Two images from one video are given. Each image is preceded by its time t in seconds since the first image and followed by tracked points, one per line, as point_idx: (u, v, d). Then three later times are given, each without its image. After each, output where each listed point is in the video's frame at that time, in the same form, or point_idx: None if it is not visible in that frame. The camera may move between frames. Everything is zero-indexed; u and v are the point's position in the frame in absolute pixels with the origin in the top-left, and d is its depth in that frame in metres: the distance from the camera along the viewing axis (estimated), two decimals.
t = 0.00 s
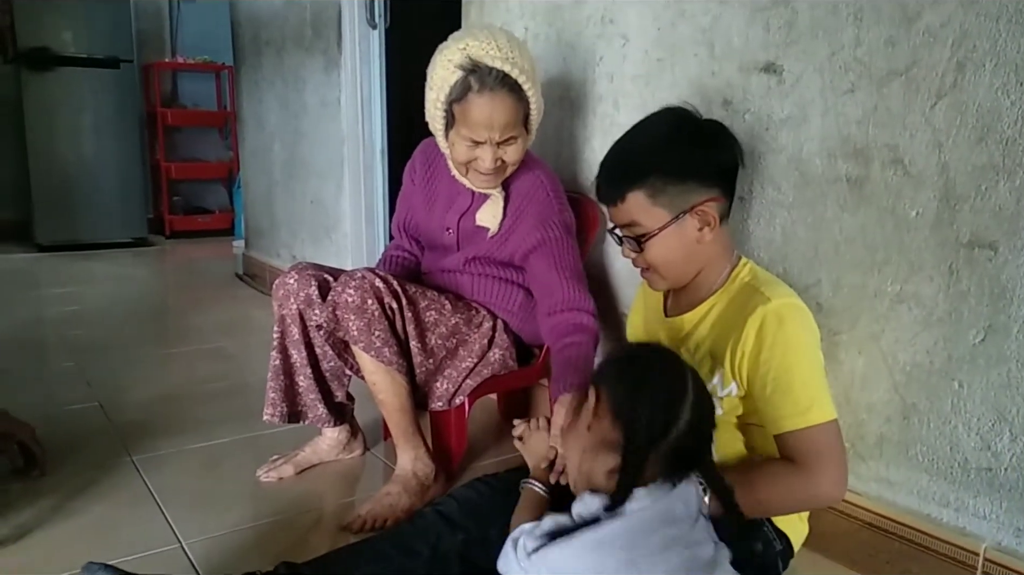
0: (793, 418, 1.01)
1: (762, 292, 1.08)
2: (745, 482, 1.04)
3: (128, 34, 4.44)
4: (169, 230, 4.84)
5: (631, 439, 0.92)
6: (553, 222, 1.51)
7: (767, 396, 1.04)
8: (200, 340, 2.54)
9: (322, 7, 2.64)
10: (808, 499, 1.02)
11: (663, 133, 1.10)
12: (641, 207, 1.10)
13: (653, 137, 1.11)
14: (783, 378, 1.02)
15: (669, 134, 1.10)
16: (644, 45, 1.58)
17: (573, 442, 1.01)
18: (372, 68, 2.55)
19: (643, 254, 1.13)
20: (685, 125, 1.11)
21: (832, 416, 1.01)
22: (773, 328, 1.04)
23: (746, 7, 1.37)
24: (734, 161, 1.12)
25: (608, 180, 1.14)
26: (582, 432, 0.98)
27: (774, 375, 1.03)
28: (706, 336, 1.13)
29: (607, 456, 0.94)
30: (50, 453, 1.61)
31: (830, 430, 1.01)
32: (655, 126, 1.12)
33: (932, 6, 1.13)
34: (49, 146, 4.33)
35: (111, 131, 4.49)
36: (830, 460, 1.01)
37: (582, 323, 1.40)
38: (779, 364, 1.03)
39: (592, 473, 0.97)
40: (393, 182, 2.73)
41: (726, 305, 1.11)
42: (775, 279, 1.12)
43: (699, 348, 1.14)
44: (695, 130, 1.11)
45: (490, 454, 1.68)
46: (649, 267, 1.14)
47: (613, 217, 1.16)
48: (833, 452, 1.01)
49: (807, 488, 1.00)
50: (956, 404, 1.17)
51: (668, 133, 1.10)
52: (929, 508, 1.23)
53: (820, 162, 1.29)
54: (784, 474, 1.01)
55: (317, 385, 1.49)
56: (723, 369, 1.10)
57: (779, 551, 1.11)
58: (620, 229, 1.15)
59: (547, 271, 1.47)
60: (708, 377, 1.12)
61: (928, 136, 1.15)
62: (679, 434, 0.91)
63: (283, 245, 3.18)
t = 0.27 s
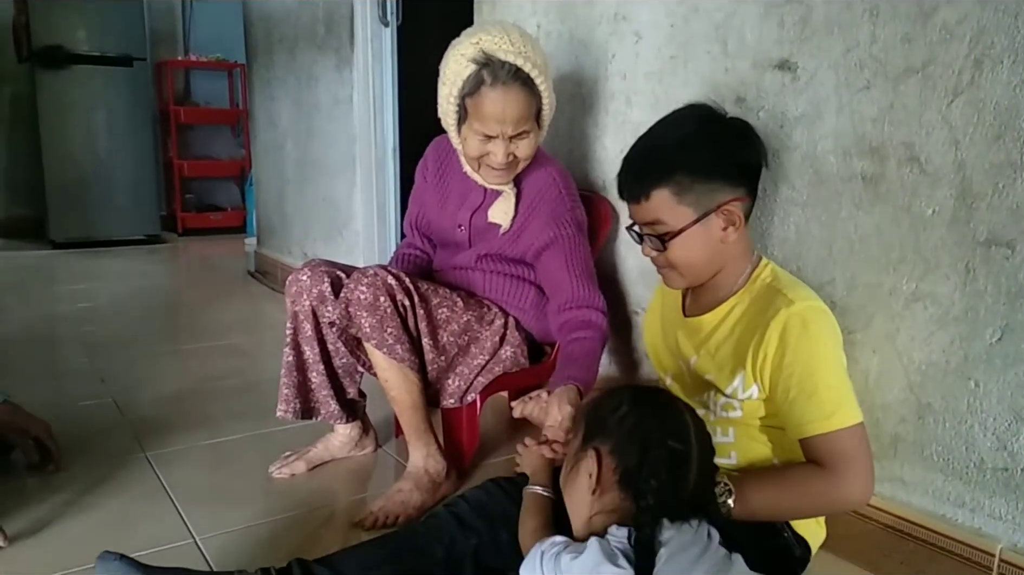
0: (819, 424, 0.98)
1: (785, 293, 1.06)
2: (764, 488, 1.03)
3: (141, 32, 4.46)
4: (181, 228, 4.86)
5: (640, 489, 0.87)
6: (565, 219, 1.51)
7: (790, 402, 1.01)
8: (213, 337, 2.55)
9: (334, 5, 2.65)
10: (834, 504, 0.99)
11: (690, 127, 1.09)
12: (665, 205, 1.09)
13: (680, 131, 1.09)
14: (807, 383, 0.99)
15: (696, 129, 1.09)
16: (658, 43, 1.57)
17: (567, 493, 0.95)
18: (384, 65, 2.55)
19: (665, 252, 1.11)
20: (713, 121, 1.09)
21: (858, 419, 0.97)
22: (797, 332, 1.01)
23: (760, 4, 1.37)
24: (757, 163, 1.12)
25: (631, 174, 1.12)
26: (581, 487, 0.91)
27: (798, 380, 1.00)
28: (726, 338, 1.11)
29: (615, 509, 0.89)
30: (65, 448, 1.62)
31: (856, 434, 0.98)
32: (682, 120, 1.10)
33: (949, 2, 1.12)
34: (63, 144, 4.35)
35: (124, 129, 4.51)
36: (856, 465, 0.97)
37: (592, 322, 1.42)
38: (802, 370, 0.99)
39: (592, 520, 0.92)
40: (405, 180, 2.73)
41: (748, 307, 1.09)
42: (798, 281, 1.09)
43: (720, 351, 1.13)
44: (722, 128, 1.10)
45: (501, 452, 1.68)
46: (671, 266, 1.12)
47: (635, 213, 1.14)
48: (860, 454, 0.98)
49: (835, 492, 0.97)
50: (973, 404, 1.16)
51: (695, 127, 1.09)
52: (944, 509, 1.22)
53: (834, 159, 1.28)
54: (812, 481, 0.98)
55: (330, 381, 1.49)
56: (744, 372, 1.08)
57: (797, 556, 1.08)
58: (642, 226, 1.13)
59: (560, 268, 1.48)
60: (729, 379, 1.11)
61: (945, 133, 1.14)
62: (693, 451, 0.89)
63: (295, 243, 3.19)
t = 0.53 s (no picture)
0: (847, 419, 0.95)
1: (797, 296, 1.06)
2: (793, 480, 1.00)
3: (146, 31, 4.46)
4: (186, 227, 4.87)
5: (639, 508, 0.88)
6: (568, 218, 1.51)
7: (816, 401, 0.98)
8: (217, 337, 2.55)
9: (338, 5, 2.65)
10: (871, 499, 0.94)
11: (694, 130, 1.08)
12: (665, 212, 1.08)
13: (682, 134, 1.08)
14: (830, 380, 0.97)
15: (699, 132, 1.08)
16: (662, 42, 1.57)
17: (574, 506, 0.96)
18: (388, 65, 2.55)
19: (666, 258, 1.11)
20: (716, 124, 1.08)
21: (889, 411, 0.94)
22: (814, 332, 1.00)
23: (765, 3, 1.36)
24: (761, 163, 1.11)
25: (631, 178, 1.11)
26: (584, 499, 0.93)
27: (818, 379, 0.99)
28: (737, 342, 1.11)
29: (615, 522, 0.90)
30: (70, 447, 1.63)
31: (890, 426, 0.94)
32: (684, 123, 1.09)
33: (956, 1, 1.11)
34: (68, 144, 4.36)
35: (129, 128, 4.52)
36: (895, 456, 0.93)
37: (598, 318, 1.42)
38: (824, 367, 0.98)
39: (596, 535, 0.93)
40: (409, 179, 2.73)
41: (760, 310, 1.08)
42: (810, 283, 1.10)
43: (730, 354, 1.12)
44: (725, 130, 1.09)
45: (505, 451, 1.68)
46: (674, 271, 1.12)
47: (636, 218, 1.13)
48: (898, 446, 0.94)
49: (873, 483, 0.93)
50: (979, 404, 1.15)
51: (697, 131, 1.08)
52: (951, 509, 1.21)
53: (840, 159, 1.28)
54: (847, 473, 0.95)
55: (333, 380, 1.49)
56: (758, 376, 1.08)
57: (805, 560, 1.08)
58: (643, 231, 1.13)
59: (564, 268, 1.48)
60: (741, 383, 1.11)
61: (951, 132, 1.13)
62: (695, 470, 0.89)
63: (299, 242, 3.19)
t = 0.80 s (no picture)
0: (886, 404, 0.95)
1: (811, 295, 1.08)
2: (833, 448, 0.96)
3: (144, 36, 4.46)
4: (184, 231, 4.86)
5: (633, 535, 0.85)
6: (563, 223, 1.50)
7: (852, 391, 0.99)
8: (215, 341, 2.55)
9: (336, 10, 2.65)
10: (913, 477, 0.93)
11: (686, 140, 1.07)
12: (664, 226, 1.08)
13: (674, 145, 1.08)
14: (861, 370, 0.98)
15: (691, 142, 1.07)
16: (659, 46, 1.57)
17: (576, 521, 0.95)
18: (385, 68, 2.55)
19: (670, 273, 1.11)
20: (708, 132, 1.08)
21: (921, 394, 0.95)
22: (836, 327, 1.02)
23: (762, 7, 1.36)
24: (757, 168, 1.10)
25: (628, 193, 1.11)
26: (582, 514, 0.92)
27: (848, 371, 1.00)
28: (752, 346, 1.12)
29: (609, 543, 0.88)
30: (66, 452, 1.62)
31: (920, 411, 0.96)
32: (676, 133, 1.09)
33: (952, 5, 1.11)
34: (66, 148, 4.36)
35: (127, 133, 4.52)
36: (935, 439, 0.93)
37: (595, 322, 1.42)
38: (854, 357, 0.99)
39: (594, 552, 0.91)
40: (406, 183, 2.73)
41: (776, 311, 1.10)
42: (817, 282, 1.12)
43: (746, 358, 1.13)
44: (718, 137, 1.08)
45: (502, 457, 1.67)
46: (679, 283, 1.11)
47: (636, 235, 1.13)
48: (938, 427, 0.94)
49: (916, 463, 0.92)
50: (977, 408, 1.15)
51: (690, 140, 1.07)
52: (949, 514, 1.21)
53: (837, 163, 1.28)
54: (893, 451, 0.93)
55: (330, 385, 1.49)
56: (779, 378, 1.09)
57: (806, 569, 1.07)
58: (645, 247, 1.12)
59: (560, 273, 1.48)
60: (763, 387, 1.11)
61: (948, 136, 1.13)
62: (693, 499, 0.86)
63: (296, 246, 3.19)
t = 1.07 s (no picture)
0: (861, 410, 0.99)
1: (819, 286, 1.08)
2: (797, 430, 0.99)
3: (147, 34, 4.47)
4: (187, 229, 4.87)
5: (626, 535, 0.84)
6: (567, 220, 1.50)
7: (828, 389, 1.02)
8: (218, 339, 2.55)
9: (339, 7, 2.65)
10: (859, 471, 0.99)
11: (696, 135, 1.08)
12: (677, 222, 1.07)
13: (685, 140, 1.08)
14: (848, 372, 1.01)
15: (701, 137, 1.07)
16: (664, 43, 1.56)
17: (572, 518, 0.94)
18: (389, 66, 2.55)
19: (684, 269, 1.10)
20: (718, 127, 1.08)
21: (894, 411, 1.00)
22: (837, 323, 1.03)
23: (767, 5, 1.36)
24: (769, 162, 1.10)
25: (639, 191, 1.11)
26: (576, 516, 0.91)
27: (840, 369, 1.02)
28: (755, 335, 1.12)
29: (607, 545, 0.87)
30: (70, 449, 1.62)
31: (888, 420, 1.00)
32: (686, 129, 1.09)
33: (958, 3, 1.11)
34: (70, 145, 4.36)
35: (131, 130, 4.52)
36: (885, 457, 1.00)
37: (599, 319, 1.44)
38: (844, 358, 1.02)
39: (594, 550, 0.90)
40: (410, 180, 2.73)
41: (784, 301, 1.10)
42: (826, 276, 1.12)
43: (749, 346, 1.13)
44: (728, 132, 1.08)
45: (505, 454, 1.67)
46: (693, 279, 1.10)
47: (648, 232, 1.13)
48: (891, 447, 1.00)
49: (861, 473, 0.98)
50: (982, 407, 1.15)
51: (700, 135, 1.08)
52: (954, 513, 1.21)
53: (843, 161, 1.27)
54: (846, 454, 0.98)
55: (334, 382, 1.49)
56: (779, 365, 1.09)
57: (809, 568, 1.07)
58: (659, 244, 1.12)
59: (563, 270, 1.48)
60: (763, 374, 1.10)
61: (954, 134, 1.13)
62: (682, 494, 0.85)
63: (300, 244, 3.19)
